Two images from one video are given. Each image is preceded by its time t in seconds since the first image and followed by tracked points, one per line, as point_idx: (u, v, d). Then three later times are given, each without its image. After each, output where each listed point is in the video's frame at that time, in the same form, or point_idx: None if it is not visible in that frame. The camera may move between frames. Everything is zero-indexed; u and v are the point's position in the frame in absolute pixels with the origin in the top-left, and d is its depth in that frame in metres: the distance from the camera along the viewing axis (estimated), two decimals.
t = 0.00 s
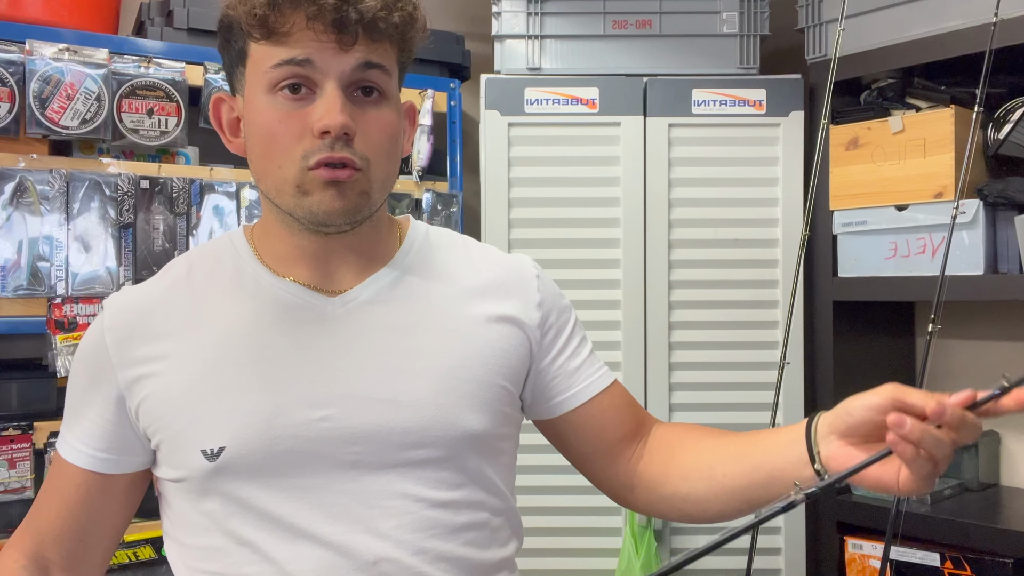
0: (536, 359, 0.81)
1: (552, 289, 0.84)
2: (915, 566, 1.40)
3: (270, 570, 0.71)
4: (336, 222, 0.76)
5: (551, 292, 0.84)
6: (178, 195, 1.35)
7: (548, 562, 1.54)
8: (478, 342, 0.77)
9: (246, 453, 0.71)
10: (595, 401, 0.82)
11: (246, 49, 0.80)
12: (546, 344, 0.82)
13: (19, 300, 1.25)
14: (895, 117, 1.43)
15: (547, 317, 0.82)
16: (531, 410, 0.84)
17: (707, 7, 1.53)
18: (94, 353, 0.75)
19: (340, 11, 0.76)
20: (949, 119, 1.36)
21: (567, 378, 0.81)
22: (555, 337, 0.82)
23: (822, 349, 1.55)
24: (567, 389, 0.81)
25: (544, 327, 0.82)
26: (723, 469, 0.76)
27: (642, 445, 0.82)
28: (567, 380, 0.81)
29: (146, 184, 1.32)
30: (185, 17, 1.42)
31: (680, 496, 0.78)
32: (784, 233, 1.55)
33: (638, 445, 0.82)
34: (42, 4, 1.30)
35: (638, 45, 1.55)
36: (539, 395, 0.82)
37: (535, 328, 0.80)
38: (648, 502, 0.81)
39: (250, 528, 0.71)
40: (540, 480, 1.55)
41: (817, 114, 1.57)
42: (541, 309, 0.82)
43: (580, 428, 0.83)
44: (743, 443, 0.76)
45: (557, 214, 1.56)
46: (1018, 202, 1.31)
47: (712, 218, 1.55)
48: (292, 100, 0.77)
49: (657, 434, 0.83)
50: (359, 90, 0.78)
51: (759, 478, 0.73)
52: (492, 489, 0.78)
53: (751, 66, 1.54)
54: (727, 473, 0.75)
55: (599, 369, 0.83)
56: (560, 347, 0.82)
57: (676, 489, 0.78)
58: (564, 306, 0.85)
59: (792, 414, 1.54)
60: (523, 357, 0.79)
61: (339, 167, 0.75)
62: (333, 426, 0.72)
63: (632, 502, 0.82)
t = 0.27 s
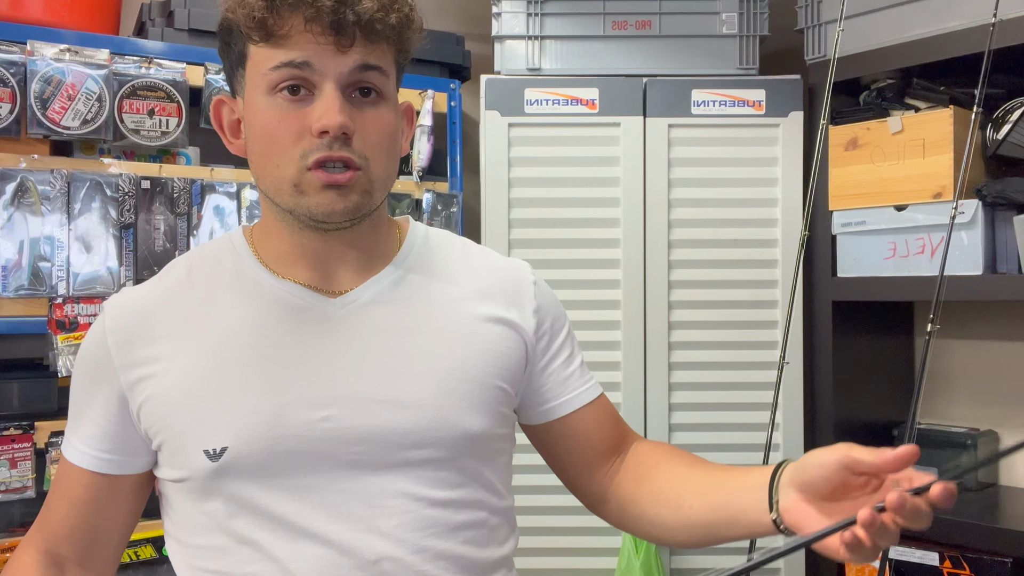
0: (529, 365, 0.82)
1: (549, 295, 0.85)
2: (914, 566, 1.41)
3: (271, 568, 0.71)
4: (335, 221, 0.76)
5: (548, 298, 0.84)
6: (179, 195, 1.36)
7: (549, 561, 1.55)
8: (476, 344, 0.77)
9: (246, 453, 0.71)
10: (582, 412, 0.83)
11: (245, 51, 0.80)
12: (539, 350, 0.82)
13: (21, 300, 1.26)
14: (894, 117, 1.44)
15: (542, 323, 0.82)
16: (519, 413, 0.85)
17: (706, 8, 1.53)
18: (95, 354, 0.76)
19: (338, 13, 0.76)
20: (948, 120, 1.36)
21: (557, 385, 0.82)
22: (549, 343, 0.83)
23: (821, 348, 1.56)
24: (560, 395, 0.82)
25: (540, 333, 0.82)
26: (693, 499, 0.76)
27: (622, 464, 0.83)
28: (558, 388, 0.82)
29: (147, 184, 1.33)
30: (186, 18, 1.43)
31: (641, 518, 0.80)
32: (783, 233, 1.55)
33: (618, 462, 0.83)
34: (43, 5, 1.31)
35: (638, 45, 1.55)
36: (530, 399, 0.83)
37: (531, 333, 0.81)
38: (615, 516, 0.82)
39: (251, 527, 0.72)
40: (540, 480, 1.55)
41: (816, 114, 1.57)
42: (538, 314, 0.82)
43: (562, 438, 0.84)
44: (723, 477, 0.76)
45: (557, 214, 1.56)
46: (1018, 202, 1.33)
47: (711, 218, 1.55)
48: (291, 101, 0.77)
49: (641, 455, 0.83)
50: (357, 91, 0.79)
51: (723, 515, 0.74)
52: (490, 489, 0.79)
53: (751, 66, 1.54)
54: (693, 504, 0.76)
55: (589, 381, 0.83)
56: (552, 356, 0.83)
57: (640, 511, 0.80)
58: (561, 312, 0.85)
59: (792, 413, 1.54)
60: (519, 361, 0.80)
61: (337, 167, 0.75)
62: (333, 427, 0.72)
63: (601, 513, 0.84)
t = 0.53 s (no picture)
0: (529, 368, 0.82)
1: (550, 297, 0.85)
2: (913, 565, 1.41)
3: (274, 567, 0.71)
4: (338, 225, 0.77)
5: (548, 302, 0.85)
6: (180, 195, 1.36)
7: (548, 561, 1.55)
8: (479, 345, 0.78)
9: (247, 454, 0.71)
10: (580, 416, 0.83)
11: (247, 56, 0.81)
12: (539, 352, 0.82)
13: (22, 299, 1.26)
14: (893, 118, 1.44)
15: (543, 324, 0.83)
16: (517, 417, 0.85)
17: (706, 8, 1.54)
18: (100, 351, 0.76)
19: (337, 18, 0.76)
20: (947, 120, 1.37)
21: (556, 388, 0.82)
22: (548, 345, 0.83)
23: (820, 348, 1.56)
24: (560, 396, 0.82)
25: (540, 334, 0.83)
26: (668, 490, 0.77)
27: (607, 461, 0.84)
28: (556, 391, 0.82)
29: (148, 185, 1.33)
30: (187, 19, 1.43)
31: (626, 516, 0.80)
32: (782, 233, 1.55)
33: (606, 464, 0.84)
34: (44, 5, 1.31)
35: (638, 45, 1.55)
36: (529, 401, 0.83)
37: (532, 333, 0.81)
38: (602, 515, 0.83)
39: (253, 526, 0.72)
40: (539, 480, 1.55)
41: (815, 114, 1.57)
42: (538, 315, 0.83)
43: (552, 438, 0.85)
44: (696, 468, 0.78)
45: (556, 214, 1.56)
46: (1015, 203, 1.33)
47: (711, 218, 1.56)
48: (292, 107, 0.78)
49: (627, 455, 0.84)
50: (357, 95, 0.79)
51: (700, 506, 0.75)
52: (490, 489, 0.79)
53: (750, 67, 1.55)
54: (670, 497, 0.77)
55: (589, 385, 0.84)
56: (551, 358, 0.83)
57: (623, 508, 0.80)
58: (561, 314, 0.86)
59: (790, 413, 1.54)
60: (520, 361, 0.80)
61: (339, 172, 0.76)
62: (335, 427, 0.72)
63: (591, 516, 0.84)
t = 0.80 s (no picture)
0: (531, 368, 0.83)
1: (551, 296, 0.86)
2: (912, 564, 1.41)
3: (279, 566, 0.72)
4: (343, 226, 0.78)
5: (551, 303, 0.86)
6: (181, 195, 1.37)
7: (548, 560, 1.55)
8: (484, 345, 0.78)
9: (251, 453, 0.72)
10: (581, 415, 0.84)
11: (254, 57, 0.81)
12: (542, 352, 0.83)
13: (23, 299, 1.26)
14: (892, 119, 1.44)
15: (545, 324, 0.84)
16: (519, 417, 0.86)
17: (705, 9, 1.54)
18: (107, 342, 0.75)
19: (344, 22, 0.76)
20: (946, 120, 1.37)
21: (557, 388, 0.83)
22: (551, 344, 0.84)
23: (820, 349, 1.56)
24: (563, 395, 0.83)
25: (543, 333, 0.83)
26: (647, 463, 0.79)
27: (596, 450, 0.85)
28: (558, 391, 0.83)
29: (149, 185, 1.34)
30: (188, 19, 1.43)
31: (617, 502, 0.81)
32: (781, 233, 1.56)
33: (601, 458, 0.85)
34: (46, 6, 1.31)
35: (637, 46, 1.56)
36: (533, 401, 0.84)
37: (536, 333, 0.82)
38: (600, 510, 0.83)
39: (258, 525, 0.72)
40: (539, 479, 1.56)
41: (815, 114, 1.58)
42: (541, 314, 0.84)
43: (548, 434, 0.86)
44: (668, 438, 0.80)
45: (556, 214, 1.57)
46: (1014, 203, 1.33)
47: (711, 218, 1.56)
48: (299, 109, 0.78)
49: (614, 442, 0.85)
50: (364, 98, 0.80)
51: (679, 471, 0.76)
52: (493, 488, 0.80)
53: (750, 67, 1.55)
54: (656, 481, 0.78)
55: (591, 385, 0.85)
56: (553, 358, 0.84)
57: (613, 493, 0.81)
58: (563, 313, 0.87)
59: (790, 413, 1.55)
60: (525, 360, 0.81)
61: (344, 174, 0.77)
62: (340, 425, 0.73)
63: (591, 514, 0.85)
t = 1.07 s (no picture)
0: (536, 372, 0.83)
1: (557, 305, 0.87)
2: (911, 564, 1.41)
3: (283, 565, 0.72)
4: (315, 249, 0.76)
5: (557, 311, 0.86)
6: (181, 196, 1.37)
7: (547, 559, 1.55)
8: (490, 348, 0.78)
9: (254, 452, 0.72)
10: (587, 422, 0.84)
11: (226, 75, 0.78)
12: (547, 357, 0.83)
13: (24, 299, 1.26)
14: (891, 119, 1.44)
15: (551, 330, 0.84)
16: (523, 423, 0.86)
17: (704, 10, 1.54)
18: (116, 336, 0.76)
19: (280, 46, 0.71)
20: (945, 121, 1.37)
21: (564, 394, 0.83)
22: (556, 351, 0.84)
23: (819, 348, 1.57)
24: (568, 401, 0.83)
25: (548, 340, 0.84)
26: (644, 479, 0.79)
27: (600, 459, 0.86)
28: (565, 396, 0.83)
29: (150, 185, 1.34)
30: (189, 20, 1.43)
31: (614, 515, 0.82)
32: (781, 234, 1.56)
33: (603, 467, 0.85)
34: (47, 7, 1.32)
35: (637, 46, 1.56)
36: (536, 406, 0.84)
37: (541, 339, 0.82)
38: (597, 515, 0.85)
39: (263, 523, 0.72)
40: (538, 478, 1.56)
41: (814, 115, 1.58)
42: (547, 320, 0.84)
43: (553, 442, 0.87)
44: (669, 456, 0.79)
45: (555, 214, 1.57)
46: (1013, 204, 1.33)
47: (711, 218, 1.56)
48: (261, 132, 0.75)
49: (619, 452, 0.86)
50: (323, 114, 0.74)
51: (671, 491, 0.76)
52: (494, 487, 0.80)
53: (749, 68, 1.55)
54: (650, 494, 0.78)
55: (596, 393, 0.85)
56: (558, 363, 0.84)
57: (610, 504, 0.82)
58: (569, 322, 0.87)
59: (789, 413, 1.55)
60: (530, 364, 0.81)
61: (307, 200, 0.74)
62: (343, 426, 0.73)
63: (590, 523, 0.85)
